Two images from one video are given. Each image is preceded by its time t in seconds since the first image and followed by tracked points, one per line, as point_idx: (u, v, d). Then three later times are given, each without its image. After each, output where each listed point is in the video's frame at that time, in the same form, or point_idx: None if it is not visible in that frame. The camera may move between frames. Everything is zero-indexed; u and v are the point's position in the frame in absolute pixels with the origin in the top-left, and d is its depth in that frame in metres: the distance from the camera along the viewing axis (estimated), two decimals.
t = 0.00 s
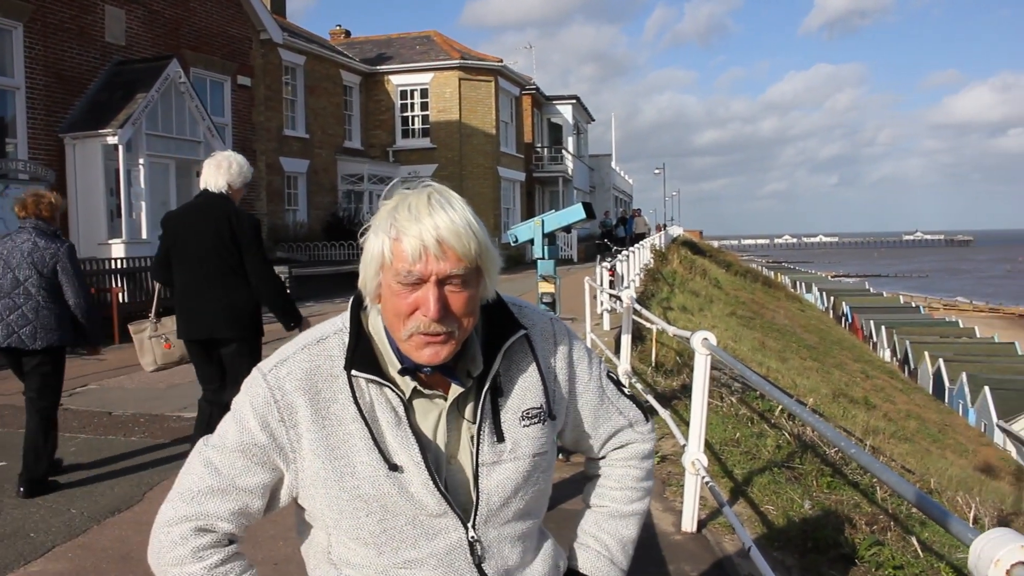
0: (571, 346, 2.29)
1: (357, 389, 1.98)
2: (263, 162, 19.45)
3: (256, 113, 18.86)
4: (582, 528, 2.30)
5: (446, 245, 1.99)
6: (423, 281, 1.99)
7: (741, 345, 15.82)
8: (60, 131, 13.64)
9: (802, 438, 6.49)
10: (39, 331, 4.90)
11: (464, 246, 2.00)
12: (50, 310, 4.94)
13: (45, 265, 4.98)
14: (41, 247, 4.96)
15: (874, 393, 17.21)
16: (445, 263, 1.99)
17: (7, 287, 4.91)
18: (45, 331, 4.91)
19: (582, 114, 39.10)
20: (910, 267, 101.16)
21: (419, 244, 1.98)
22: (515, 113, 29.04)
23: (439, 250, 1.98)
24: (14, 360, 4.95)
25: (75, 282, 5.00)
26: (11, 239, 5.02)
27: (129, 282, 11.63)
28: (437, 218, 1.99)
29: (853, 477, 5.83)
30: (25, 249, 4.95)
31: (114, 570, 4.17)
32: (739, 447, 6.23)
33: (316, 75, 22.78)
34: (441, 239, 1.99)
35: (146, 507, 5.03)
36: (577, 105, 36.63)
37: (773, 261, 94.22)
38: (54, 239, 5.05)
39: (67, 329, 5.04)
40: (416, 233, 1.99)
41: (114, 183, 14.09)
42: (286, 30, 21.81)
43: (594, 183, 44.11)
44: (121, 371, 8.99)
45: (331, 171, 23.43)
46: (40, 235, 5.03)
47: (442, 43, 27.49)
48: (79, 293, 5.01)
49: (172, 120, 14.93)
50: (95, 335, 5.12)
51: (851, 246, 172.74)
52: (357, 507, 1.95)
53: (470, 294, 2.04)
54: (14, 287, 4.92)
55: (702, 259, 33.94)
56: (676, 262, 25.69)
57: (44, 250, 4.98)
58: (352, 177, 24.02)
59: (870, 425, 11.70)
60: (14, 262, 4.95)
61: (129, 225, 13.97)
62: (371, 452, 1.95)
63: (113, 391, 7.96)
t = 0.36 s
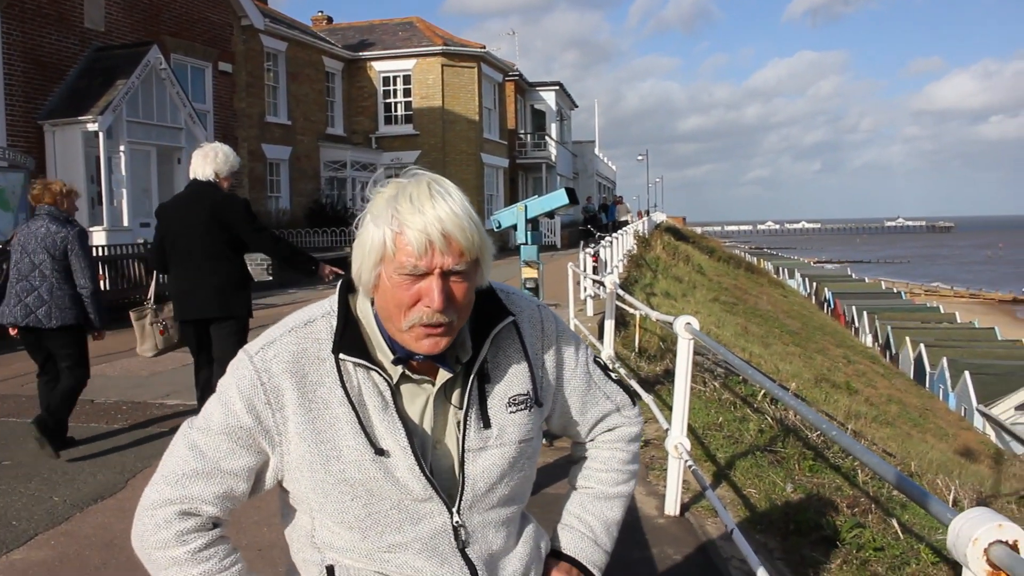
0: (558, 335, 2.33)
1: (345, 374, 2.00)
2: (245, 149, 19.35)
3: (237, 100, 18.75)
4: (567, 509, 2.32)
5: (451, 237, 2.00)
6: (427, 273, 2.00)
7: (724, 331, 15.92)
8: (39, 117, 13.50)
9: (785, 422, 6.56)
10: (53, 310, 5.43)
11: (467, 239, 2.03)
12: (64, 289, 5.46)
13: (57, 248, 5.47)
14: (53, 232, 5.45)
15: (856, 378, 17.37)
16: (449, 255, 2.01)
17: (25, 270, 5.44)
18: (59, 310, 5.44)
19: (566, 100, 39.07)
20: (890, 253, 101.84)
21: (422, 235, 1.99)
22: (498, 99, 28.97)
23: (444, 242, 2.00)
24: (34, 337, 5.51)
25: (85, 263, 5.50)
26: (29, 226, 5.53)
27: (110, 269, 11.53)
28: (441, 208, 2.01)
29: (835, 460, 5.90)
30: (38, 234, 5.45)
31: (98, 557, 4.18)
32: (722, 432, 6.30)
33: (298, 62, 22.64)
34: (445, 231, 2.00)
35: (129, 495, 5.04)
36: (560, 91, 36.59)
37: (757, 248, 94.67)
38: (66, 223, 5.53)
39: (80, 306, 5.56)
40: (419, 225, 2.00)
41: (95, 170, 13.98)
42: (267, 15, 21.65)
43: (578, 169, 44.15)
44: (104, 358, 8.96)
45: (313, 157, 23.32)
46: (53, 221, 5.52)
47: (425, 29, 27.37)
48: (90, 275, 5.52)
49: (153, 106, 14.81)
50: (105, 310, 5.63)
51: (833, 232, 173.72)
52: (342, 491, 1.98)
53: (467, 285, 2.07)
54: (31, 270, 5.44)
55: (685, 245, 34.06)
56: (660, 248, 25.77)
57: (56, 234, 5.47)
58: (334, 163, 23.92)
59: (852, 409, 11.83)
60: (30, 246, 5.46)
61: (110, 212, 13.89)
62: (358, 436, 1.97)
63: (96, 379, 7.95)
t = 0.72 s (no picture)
0: (547, 324, 2.35)
1: (336, 352, 2.00)
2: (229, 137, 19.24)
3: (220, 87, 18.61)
4: (551, 497, 2.34)
5: (444, 215, 2.03)
6: (418, 249, 2.03)
7: (707, 321, 15.99)
8: (20, 103, 13.36)
9: (767, 411, 6.62)
10: (66, 295, 5.66)
11: (458, 217, 2.06)
12: (77, 276, 5.68)
13: (71, 235, 5.69)
14: (71, 221, 5.67)
15: (839, 368, 17.50)
16: (440, 233, 2.03)
17: (42, 256, 5.67)
18: (72, 296, 5.67)
19: (550, 89, 39.03)
20: (873, 244, 102.42)
21: (416, 211, 2.01)
22: (483, 88, 28.88)
23: (436, 220, 2.02)
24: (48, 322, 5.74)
25: (98, 249, 5.67)
26: (48, 213, 5.76)
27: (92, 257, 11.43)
28: (435, 185, 2.03)
29: (817, 449, 5.96)
30: (56, 222, 5.67)
31: (80, 545, 4.17)
32: (705, 421, 6.35)
33: (281, 48, 22.48)
34: (438, 207, 2.03)
35: (112, 483, 5.02)
36: (545, 80, 36.54)
37: (741, 238, 95.06)
38: (83, 213, 5.74)
39: (93, 293, 5.78)
40: (412, 201, 2.02)
41: (77, 157, 13.85)
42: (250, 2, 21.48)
43: (562, 158, 44.15)
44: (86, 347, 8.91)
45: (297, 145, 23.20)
46: (71, 210, 5.74)
47: (410, 16, 27.25)
48: (101, 260, 5.67)
49: (136, 92, 14.69)
50: (117, 297, 5.86)
51: (816, 222, 174.67)
52: (331, 470, 1.96)
53: (457, 265, 2.09)
54: (48, 256, 5.68)
55: (669, 234, 34.12)
56: (644, 237, 25.82)
57: (72, 223, 5.69)
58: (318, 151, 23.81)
59: (835, 399, 11.93)
60: (49, 233, 5.70)
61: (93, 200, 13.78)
62: (349, 415, 1.97)
63: (78, 367, 7.90)
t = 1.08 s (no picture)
0: (538, 320, 2.37)
1: (332, 341, 2.01)
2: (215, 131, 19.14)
3: (205, 82, 18.50)
4: (538, 490, 2.36)
5: (436, 199, 2.06)
6: (408, 231, 2.05)
7: (695, 313, 16.05)
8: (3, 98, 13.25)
9: (754, 403, 6.66)
10: (87, 279, 6.05)
11: (451, 203, 2.08)
12: (97, 260, 6.09)
13: (92, 223, 6.09)
14: (91, 208, 6.08)
15: (825, 359, 17.60)
16: (431, 216, 2.06)
17: (64, 242, 6.06)
18: (93, 279, 6.06)
19: (537, 82, 39.00)
20: (858, 235, 102.98)
21: (409, 193, 2.04)
22: (469, 81, 28.82)
23: (427, 204, 2.05)
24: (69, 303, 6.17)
25: (117, 235, 6.08)
26: (69, 202, 6.17)
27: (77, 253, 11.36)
28: (429, 169, 2.07)
29: (803, 440, 6.00)
30: (78, 210, 6.07)
31: (67, 542, 4.17)
32: (692, 413, 6.39)
33: (267, 42, 22.37)
34: (431, 192, 2.05)
35: (98, 479, 5.01)
36: (531, 73, 36.51)
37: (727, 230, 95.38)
38: (103, 201, 6.15)
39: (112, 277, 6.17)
40: (406, 183, 2.05)
41: (61, 152, 13.75)
42: None
43: (549, 152, 44.16)
44: (73, 342, 8.87)
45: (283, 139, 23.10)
46: (91, 198, 6.15)
47: (396, 10, 27.16)
48: (121, 246, 6.07)
49: (120, 87, 14.59)
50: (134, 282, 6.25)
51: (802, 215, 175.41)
52: (324, 458, 1.97)
53: (448, 251, 2.11)
54: (70, 242, 6.08)
55: (656, 227, 34.20)
56: (631, 230, 25.86)
57: (92, 210, 6.10)
58: (304, 146, 23.72)
59: (822, 390, 12.01)
60: (71, 221, 6.09)
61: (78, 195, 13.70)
62: (344, 404, 1.98)
63: (63, 363, 7.86)
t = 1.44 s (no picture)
0: (527, 320, 2.39)
1: (324, 336, 2.02)
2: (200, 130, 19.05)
3: (189, 81, 18.42)
4: (527, 488, 2.38)
5: (429, 195, 2.07)
6: (400, 225, 2.07)
7: (681, 310, 16.12)
8: None
9: (740, 400, 6.70)
10: (94, 277, 6.30)
11: (445, 200, 2.10)
12: (103, 259, 6.34)
13: (97, 223, 6.34)
14: (96, 209, 6.35)
15: (811, 356, 17.70)
16: (424, 212, 2.07)
17: (71, 244, 6.31)
18: (99, 277, 6.31)
19: (523, 80, 39.02)
20: (843, 232, 103.62)
21: (402, 189, 2.06)
22: (455, 80, 28.79)
23: (421, 199, 2.07)
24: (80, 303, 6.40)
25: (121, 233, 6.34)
26: (75, 205, 6.43)
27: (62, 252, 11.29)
28: (423, 166, 2.08)
29: (789, 436, 6.05)
30: (83, 211, 6.33)
31: (52, 544, 4.15)
32: (679, 410, 6.42)
33: (252, 41, 22.28)
34: (425, 187, 2.07)
35: (84, 480, 4.99)
36: (517, 71, 36.53)
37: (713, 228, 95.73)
38: (107, 203, 6.43)
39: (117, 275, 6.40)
40: (401, 178, 2.07)
41: (45, 152, 13.67)
42: None
43: (535, 150, 44.21)
44: (58, 343, 8.83)
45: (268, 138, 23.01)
46: (96, 200, 6.41)
47: (381, 8, 27.11)
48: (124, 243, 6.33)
49: (104, 86, 14.50)
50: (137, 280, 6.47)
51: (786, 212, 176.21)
52: (316, 453, 1.98)
53: (441, 247, 2.12)
54: (77, 242, 6.32)
55: (643, 225, 34.30)
56: (617, 228, 25.92)
57: (96, 211, 6.36)
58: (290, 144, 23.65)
59: (808, 386, 12.09)
60: (77, 222, 6.35)
61: (63, 194, 13.63)
62: (336, 399, 1.99)
63: (48, 364, 7.82)
